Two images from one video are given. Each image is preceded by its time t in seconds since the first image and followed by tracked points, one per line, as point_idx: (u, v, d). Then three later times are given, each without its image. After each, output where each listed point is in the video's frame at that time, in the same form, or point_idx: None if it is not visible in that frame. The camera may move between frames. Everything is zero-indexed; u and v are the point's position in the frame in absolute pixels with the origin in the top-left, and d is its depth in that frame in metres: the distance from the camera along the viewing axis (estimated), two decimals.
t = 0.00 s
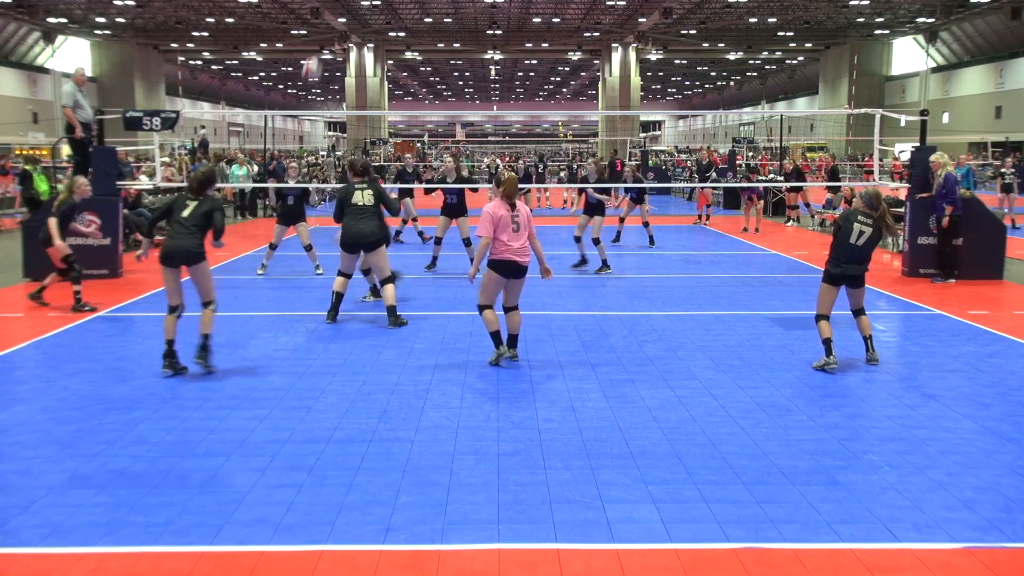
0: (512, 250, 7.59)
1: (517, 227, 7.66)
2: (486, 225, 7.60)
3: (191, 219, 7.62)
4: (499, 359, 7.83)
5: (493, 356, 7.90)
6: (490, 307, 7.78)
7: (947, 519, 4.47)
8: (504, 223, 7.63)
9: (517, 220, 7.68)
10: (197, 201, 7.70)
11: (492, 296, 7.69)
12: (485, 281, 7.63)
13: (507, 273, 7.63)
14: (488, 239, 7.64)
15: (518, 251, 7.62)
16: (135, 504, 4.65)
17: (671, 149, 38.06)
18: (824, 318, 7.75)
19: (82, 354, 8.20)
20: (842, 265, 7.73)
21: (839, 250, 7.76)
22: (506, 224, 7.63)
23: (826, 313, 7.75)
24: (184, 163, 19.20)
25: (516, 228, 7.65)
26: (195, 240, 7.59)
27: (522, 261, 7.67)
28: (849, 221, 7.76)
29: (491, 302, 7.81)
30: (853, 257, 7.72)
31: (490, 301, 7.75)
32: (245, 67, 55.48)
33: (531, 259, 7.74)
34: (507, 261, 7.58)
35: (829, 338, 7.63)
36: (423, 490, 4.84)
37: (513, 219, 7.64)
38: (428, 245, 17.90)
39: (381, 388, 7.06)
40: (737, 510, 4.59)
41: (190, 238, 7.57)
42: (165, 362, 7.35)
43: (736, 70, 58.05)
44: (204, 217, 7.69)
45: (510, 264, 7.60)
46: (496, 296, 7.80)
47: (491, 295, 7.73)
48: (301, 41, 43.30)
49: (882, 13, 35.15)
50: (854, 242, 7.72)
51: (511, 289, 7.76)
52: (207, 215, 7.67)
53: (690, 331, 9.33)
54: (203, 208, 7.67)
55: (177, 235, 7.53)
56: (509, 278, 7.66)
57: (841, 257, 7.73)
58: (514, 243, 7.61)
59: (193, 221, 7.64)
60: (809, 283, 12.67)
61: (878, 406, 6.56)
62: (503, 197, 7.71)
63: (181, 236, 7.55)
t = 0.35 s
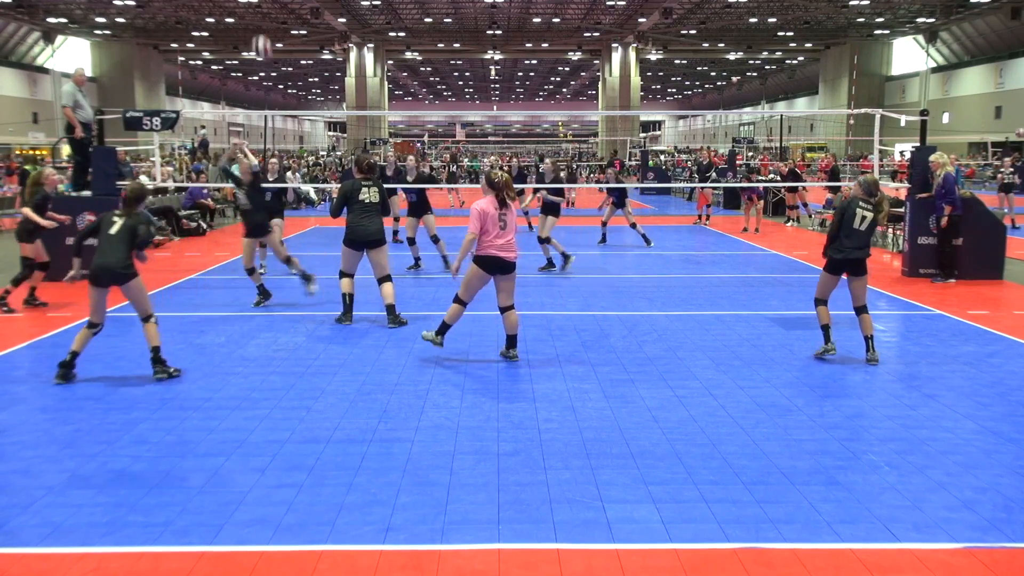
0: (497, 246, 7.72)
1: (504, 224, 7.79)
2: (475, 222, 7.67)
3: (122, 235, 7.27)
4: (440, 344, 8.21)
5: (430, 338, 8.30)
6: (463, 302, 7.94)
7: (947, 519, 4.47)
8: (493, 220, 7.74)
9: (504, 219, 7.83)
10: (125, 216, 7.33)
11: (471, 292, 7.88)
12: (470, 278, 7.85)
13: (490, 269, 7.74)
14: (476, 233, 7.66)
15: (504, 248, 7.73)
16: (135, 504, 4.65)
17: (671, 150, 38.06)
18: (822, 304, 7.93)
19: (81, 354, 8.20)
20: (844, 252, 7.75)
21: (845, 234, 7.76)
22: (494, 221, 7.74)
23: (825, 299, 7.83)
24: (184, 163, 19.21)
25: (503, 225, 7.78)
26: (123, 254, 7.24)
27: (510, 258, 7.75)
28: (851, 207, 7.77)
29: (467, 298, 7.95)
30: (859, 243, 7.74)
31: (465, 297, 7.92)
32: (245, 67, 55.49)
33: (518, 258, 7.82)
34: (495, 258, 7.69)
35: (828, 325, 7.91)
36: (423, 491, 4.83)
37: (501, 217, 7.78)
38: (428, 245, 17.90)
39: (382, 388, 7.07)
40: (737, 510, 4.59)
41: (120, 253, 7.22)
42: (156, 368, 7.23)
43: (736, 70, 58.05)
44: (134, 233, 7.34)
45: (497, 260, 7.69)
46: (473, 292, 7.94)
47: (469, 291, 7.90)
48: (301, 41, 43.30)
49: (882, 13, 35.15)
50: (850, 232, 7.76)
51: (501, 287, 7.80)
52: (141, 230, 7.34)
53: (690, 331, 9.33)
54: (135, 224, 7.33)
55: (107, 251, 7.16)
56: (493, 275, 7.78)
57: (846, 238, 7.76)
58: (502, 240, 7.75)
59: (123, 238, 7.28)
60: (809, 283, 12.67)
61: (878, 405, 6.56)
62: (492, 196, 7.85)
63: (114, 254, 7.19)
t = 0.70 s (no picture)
0: (463, 250, 7.74)
1: (465, 228, 7.80)
2: (434, 226, 7.68)
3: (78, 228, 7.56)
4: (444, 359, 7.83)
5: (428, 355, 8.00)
6: (439, 309, 7.80)
7: (947, 519, 4.47)
8: (451, 224, 7.76)
9: (465, 222, 7.83)
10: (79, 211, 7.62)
11: (442, 298, 7.75)
12: (438, 283, 7.73)
13: (456, 272, 7.75)
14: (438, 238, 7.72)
15: (468, 251, 7.76)
16: (135, 504, 4.65)
17: (671, 150, 38.06)
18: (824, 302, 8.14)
19: (82, 354, 8.19)
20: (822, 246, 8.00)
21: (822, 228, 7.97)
22: (453, 225, 7.77)
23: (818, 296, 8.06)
24: (184, 163, 19.21)
25: (465, 228, 7.79)
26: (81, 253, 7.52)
27: (474, 260, 7.78)
28: (824, 204, 8.01)
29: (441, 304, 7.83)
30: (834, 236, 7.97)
31: (440, 303, 7.80)
32: (245, 67, 55.47)
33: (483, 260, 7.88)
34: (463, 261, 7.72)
35: (823, 325, 8.07)
36: (423, 491, 4.84)
37: (461, 221, 7.80)
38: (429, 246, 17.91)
39: (382, 388, 7.07)
40: (737, 510, 4.59)
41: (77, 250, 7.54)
42: (81, 368, 7.12)
43: (736, 70, 58.07)
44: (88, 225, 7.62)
45: (462, 264, 7.72)
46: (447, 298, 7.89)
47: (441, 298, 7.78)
48: (301, 41, 43.29)
49: (882, 13, 35.13)
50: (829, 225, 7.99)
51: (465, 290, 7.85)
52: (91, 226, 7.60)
53: (690, 331, 9.33)
54: (87, 217, 7.56)
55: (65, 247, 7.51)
56: (458, 278, 7.81)
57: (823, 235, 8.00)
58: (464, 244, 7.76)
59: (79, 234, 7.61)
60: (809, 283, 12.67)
61: (878, 405, 6.57)
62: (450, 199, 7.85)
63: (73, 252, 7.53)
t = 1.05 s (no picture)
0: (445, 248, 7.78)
1: (445, 225, 7.84)
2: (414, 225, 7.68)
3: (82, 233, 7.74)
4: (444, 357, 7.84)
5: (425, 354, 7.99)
6: (432, 308, 7.76)
7: (947, 519, 4.47)
8: (433, 222, 7.77)
9: (445, 218, 7.88)
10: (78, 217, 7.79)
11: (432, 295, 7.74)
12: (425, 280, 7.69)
13: (440, 268, 7.77)
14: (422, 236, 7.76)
15: (449, 247, 7.82)
16: (135, 504, 4.65)
17: (671, 150, 38.05)
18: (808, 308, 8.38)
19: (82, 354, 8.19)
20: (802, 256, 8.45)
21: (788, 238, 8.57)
22: (435, 221, 7.79)
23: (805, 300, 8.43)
24: (184, 163, 19.20)
25: (445, 225, 7.85)
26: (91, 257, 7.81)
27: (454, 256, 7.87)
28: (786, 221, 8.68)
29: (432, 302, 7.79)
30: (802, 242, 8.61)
31: (431, 302, 7.75)
32: (245, 67, 55.47)
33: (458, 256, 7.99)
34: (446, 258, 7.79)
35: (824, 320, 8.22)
36: (423, 491, 4.84)
37: (442, 218, 7.84)
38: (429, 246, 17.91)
39: (382, 388, 7.06)
40: (737, 510, 4.59)
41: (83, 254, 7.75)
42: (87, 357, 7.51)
43: (736, 70, 58.08)
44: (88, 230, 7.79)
45: (445, 260, 7.77)
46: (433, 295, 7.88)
47: (432, 296, 7.76)
48: (301, 41, 43.29)
49: (882, 13, 35.12)
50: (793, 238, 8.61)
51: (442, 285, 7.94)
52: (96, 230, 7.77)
53: (690, 331, 9.33)
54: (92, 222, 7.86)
55: (70, 256, 7.66)
56: (440, 274, 7.81)
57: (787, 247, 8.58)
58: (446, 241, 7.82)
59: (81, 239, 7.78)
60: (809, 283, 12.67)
61: (878, 406, 6.57)
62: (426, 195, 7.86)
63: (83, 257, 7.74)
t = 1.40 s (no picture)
0: (429, 247, 7.80)
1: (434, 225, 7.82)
2: (408, 223, 7.68)
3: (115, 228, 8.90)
4: (432, 352, 8.12)
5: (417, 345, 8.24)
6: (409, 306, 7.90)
7: (946, 519, 4.47)
8: (423, 222, 7.76)
9: (433, 218, 7.89)
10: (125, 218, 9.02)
11: (409, 292, 7.86)
12: (403, 278, 7.81)
13: (422, 268, 7.81)
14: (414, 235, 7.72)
15: (434, 248, 7.83)
16: (135, 504, 4.65)
17: (671, 150, 38.05)
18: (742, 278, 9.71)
19: (82, 354, 8.19)
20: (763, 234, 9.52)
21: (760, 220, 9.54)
22: (424, 222, 7.78)
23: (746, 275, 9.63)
24: (184, 164, 19.22)
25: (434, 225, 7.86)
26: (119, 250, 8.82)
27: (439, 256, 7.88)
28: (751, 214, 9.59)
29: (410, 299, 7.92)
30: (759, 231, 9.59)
31: (408, 299, 7.91)
32: (245, 67, 55.50)
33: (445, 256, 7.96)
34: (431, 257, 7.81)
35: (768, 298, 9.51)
36: (423, 491, 4.84)
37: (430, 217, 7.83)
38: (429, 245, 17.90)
39: (382, 388, 7.06)
40: (737, 510, 4.59)
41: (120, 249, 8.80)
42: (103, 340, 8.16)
43: (736, 70, 58.08)
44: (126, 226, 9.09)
45: (428, 260, 7.80)
46: (415, 292, 8.00)
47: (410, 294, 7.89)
48: (301, 41, 43.30)
49: (882, 13, 35.13)
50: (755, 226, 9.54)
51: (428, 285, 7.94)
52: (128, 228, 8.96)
53: (690, 331, 9.33)
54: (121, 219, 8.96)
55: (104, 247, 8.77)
56: (423, 273, 7.85)
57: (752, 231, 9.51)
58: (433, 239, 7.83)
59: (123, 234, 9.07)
60: (810, 283, 12.67)
61: (878, 406, 6.57)
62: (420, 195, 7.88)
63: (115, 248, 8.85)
